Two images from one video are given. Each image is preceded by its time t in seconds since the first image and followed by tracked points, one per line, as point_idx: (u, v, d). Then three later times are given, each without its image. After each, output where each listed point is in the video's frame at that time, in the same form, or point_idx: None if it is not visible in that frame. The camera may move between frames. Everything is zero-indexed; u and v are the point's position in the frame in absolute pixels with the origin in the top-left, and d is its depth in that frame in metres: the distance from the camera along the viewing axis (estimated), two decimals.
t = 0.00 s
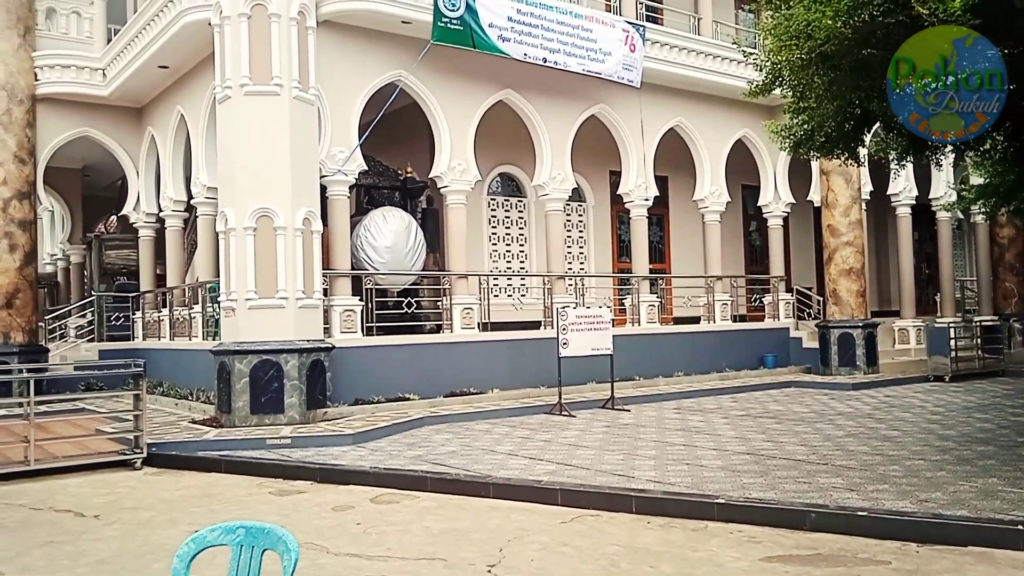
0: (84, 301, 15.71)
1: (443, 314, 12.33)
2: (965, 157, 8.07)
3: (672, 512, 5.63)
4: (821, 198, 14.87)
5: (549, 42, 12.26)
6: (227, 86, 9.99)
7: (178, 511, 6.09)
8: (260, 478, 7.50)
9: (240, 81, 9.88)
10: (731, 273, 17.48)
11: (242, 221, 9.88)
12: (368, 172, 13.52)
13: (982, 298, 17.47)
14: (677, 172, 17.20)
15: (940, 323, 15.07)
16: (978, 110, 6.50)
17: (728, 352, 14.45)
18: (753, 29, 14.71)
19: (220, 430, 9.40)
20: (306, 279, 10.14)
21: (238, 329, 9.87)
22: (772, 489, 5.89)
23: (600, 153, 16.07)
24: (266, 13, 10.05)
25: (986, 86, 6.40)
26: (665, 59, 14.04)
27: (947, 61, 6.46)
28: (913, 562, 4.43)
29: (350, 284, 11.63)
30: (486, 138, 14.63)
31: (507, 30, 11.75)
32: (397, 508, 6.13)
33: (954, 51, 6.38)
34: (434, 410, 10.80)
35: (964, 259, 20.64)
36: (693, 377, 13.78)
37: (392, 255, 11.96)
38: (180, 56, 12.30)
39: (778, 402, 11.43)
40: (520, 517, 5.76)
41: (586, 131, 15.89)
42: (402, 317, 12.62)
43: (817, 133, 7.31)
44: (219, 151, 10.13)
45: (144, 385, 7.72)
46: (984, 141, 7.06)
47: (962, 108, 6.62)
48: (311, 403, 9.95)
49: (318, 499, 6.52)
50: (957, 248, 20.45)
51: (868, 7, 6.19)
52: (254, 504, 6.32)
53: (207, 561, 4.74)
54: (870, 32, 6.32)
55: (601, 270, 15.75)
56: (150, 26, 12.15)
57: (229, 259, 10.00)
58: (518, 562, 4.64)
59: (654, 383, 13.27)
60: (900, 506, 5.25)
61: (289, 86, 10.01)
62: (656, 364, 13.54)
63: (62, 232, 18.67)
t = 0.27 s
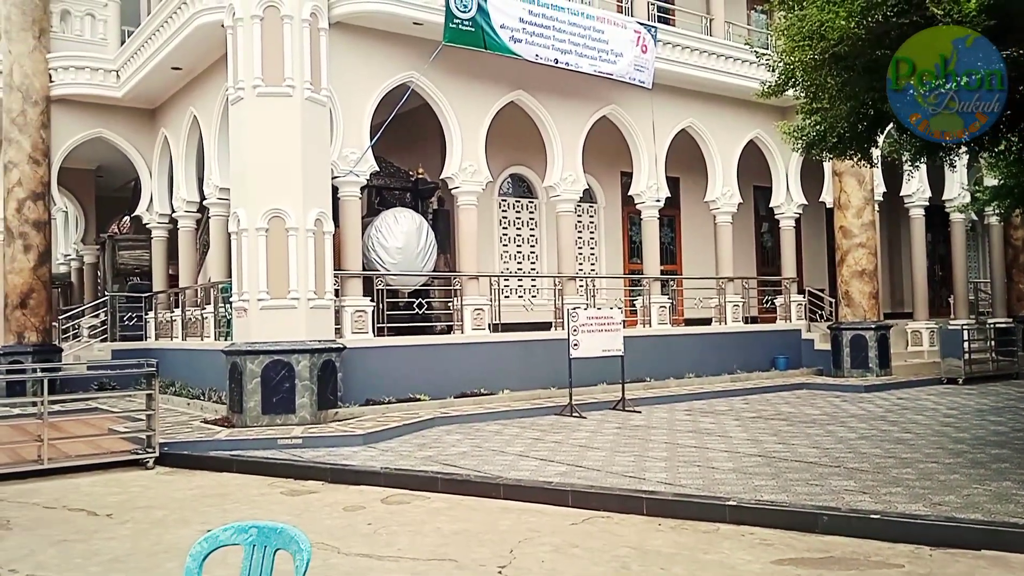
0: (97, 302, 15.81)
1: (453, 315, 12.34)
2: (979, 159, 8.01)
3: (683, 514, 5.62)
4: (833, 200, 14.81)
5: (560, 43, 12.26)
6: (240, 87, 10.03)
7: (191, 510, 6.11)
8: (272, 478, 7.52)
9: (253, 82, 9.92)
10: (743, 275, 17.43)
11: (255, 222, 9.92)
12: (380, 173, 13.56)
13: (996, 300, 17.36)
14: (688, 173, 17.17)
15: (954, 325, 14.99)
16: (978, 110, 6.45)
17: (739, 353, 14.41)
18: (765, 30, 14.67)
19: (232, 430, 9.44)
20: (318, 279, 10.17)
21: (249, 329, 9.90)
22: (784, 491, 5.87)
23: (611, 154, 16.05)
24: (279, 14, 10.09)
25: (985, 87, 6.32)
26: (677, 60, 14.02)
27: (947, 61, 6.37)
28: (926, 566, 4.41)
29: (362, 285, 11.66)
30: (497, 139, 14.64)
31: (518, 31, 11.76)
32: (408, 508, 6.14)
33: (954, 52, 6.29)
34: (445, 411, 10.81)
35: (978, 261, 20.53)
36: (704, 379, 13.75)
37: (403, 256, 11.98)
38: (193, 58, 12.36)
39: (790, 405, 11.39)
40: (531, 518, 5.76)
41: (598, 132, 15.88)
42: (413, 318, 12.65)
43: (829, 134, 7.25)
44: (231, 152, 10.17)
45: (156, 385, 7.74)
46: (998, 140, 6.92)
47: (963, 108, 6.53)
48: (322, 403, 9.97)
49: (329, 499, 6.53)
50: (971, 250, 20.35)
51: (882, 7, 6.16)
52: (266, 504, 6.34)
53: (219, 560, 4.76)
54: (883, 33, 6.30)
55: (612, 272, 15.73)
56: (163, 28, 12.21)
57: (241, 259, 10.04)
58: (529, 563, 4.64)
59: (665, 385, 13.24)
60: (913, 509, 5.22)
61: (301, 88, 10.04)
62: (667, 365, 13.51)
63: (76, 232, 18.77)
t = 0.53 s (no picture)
0: (109, 308, 15.88)
1: (463, 322, 12.34)
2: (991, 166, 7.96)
3: (693, 522, 5.60)
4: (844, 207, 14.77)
5: (571, 50, 12.28)
6: (251, 94, 10.08)
7: (201, 516, 6.12)
8: (282, 484, 7.53)
9: (264, 90, 9.97)
10: (753, 282, 17.38)
11: (266, 228, 9.95)
12: (390, 180, 13.59)
13: (1008, 308, 17.27)
14: (698, 181, 17.15)
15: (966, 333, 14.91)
16: (977, 110, 6.31)
17: (750, 361, 14.37)
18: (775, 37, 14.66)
19: (242, 436, 9.46)
20: (328, 286, 10.19)
21: (260, 335, 9.93)
22: (795, 500, 5.84)
23: (621, 161, 16.05)
24: (290, 22, 10.14)
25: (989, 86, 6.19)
26: (688, 67, 14.02)
27: (947, 62, 6.37)
28: None
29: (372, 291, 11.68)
30: (507, 146, 14.66)
31: (529, 38, 11.78)
32: (417, 515, 6.14)
33: (953, 51, 6.27)
34: (454, 418, 10.81)
35: (990, 269, 20.43)
36: (714, 387, 13.70)
37: (413, 263, 12.00)
38: (205, 65, 12.43)
39: (801, 412, 11.35)
40: (540, 526, 5.75)
41: (607, 139, 15.88)
42: (422, 325, 12.67)
43: (840, 141, 7.21)
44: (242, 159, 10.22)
45: (167, 391, 7.75)
46: (1011, 148, 6.76)
47: (963, 108, 6.41)
48: (332, 409, 9.98)
49: (339, 505, 6.53)
50: (983, 258, 20.26)
51: (893, 14, 6.16)
52: (276, 511, 6.34)
53: (229, 567, 4.77)
54: (895, 41, 6.30)
55: (622, 279, 15.71)
56: (175, 36, 12.28)
57: (252, 265, 10.07)
58: (538, 571, 4.63)
59: (675, 392, 13.20)
60: (925, 519, 5.19)
61: (312, 95, 10.08)
62: (676, 373, 13.48)
63: (88, 239, 18.86)
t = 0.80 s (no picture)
0: (124, 311, 15.95)
1: (475, 325, 12.33)
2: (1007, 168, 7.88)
3: (707, 526, 5.58)
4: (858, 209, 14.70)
5: (583, 53, 12.27)
6: (265, 99, 10.12)
7: (215, 518, 6.14)
8: (295, 487, 7.55)
9: (278, 94, 10.01)
10: (766, 286, 17.31)
11: (279, 232, 9.98)
12: (402, 183, 13.62)
13: None
14: (711, 183, 17.11)
15: (982, 337, 14.81)
16: (977, 110, 6.22)
17: (763, 364, 14.31)
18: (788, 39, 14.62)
19: (256, 439, 9.48)
20: (341, 289, 10.22)
21: (273, 338, 9.96)
22: (809, 504, 5.81)
23: (634, 164, 16.03)
24: (303, 27, 10.18)
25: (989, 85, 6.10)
26: (700, 70, 13.99)
27: (947, 61, 6.27)
28: None
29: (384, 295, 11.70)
30: (519, 149, 14.67)
31: (541, 41, 11.79)
32: (430, 518, 6.14)
33: (953, 51, 6.17)
34: (466, 421, 10.81)
35: (1006, 271, 20.29)
36: (727, 390, 13.65)
37: (425, 266, 12.00)
38: (219, 70, 12.49)
39: (815, 416, 11.29)
40: (553, 529, 5.74)
41: (620, 142, 15.87)
42: (434, 328, 12.68)
43: (854, 143, 7.16)
44: (256, 163, 10.26)
45: (181, 394, 7.76)
46: None
47: (963, 108, 6.31)
48: (345, 413, 9.99)
49: (352, 508, 6.54)
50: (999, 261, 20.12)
51: (909, 15, 6.13)
52: (289, 513, 6.36)
53: (243, 569, 4.78)
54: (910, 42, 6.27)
55: (634, 281, 15.69)
56: (189, 41, 12.35)
57: (265, 269, 10.10)
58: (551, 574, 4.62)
59: (688, 396, 13.16)
60: (942, 524, 5.15)
61: (325, 99, 10.12)
62: (689, 376, 13.44)
63: (103, 242, 18.95)
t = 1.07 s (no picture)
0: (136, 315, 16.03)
1: (485, 328, 12.33)
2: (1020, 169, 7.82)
3: (719, 530, 5.56)
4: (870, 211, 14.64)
5: (593, 56, 12.27)
6: (275, 103, 10.16)
7: (226, 521, 6.16)
8: (306, 490, 7.56)
9: (288, 98, 10.05)
10: (777, 288, 17.26)
11: (289, 236, 10.01)
12: (412, 187, 13.64)
13: None
14: (721, 186, 17.08)
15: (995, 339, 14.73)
16: (977, 110, 6.27)
17: (775, 367, 14.27)
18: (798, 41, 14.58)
19: (267, 442, 9.50)
20: (352, 292, 10.24)
21: (283, 341, 9.98)
22: (821, 508, 5.79)
23: (643, 166, 16.02)
24: (314, 31, 10.23)
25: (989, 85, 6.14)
26: (710, 72, 13.97)
27: (947, 62, 6.28)
28: None
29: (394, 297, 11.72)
30: (529, 152, 14.68)
31: (551, 44, 11.80)
32: (441, 521, 6.14)
33: (953, 51, 6.18)
34: (477, 424, 10.81)
35: (1019, 273, 20.18)
36: (738, 393, 13.61)
37: (435, 269, 12.03)
38: (230, 74, 12.55)
39: (827, 419, 11.25)
40: (564, 532, 5.73)
41: (630, 145, 15.85)
42: (444, 331, 12.70)
43: (865, 145, 7.13)
44: (266, 167, 10.29)
45: (194, 397, 7.80)
46: None
47: (963, 108, 6.35)
48: (356, 415, 10.01)
49: (363, 511, 6.55)
50: (1012, 262, 20.01)
51: (919, 17, 6.10)
52: (300, 516, 6.37)
53: (254, 572, 4.79)
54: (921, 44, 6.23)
55: (644, 284, 15.67)
56: (201, 46, 12.41)
57: (276, 272, 10.13)
58: None
59: (699, 399, 13.13)
60: (955, 527, 5.12)
61: (336, 103, 10.16)
62: (700, 379, 13.40)
63: (114, 247, 19.04)
